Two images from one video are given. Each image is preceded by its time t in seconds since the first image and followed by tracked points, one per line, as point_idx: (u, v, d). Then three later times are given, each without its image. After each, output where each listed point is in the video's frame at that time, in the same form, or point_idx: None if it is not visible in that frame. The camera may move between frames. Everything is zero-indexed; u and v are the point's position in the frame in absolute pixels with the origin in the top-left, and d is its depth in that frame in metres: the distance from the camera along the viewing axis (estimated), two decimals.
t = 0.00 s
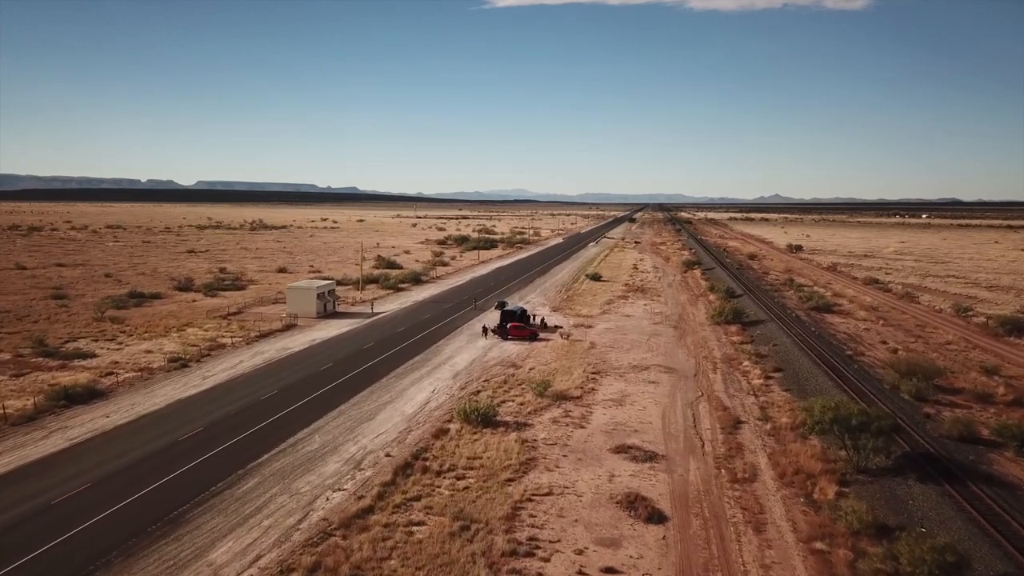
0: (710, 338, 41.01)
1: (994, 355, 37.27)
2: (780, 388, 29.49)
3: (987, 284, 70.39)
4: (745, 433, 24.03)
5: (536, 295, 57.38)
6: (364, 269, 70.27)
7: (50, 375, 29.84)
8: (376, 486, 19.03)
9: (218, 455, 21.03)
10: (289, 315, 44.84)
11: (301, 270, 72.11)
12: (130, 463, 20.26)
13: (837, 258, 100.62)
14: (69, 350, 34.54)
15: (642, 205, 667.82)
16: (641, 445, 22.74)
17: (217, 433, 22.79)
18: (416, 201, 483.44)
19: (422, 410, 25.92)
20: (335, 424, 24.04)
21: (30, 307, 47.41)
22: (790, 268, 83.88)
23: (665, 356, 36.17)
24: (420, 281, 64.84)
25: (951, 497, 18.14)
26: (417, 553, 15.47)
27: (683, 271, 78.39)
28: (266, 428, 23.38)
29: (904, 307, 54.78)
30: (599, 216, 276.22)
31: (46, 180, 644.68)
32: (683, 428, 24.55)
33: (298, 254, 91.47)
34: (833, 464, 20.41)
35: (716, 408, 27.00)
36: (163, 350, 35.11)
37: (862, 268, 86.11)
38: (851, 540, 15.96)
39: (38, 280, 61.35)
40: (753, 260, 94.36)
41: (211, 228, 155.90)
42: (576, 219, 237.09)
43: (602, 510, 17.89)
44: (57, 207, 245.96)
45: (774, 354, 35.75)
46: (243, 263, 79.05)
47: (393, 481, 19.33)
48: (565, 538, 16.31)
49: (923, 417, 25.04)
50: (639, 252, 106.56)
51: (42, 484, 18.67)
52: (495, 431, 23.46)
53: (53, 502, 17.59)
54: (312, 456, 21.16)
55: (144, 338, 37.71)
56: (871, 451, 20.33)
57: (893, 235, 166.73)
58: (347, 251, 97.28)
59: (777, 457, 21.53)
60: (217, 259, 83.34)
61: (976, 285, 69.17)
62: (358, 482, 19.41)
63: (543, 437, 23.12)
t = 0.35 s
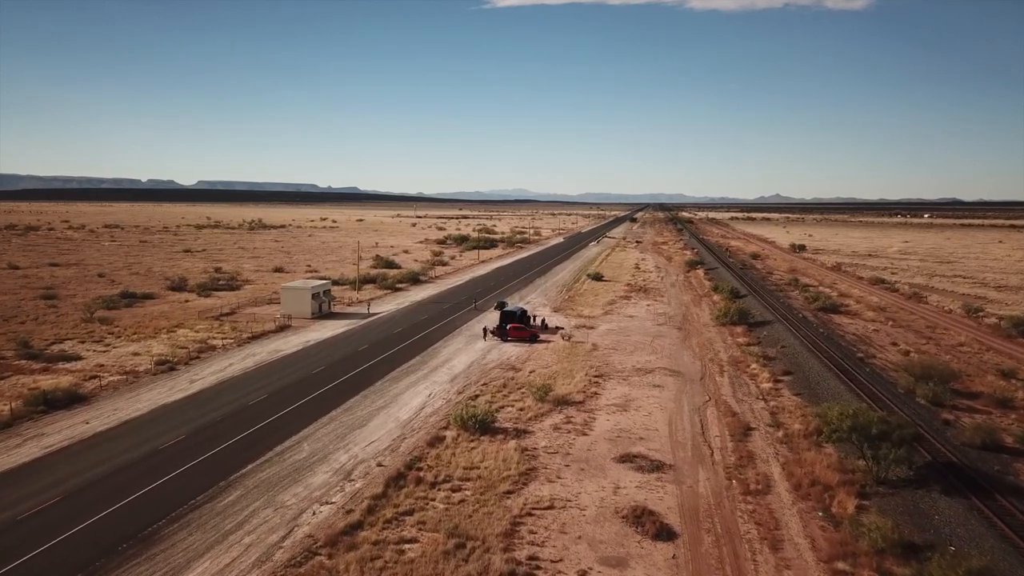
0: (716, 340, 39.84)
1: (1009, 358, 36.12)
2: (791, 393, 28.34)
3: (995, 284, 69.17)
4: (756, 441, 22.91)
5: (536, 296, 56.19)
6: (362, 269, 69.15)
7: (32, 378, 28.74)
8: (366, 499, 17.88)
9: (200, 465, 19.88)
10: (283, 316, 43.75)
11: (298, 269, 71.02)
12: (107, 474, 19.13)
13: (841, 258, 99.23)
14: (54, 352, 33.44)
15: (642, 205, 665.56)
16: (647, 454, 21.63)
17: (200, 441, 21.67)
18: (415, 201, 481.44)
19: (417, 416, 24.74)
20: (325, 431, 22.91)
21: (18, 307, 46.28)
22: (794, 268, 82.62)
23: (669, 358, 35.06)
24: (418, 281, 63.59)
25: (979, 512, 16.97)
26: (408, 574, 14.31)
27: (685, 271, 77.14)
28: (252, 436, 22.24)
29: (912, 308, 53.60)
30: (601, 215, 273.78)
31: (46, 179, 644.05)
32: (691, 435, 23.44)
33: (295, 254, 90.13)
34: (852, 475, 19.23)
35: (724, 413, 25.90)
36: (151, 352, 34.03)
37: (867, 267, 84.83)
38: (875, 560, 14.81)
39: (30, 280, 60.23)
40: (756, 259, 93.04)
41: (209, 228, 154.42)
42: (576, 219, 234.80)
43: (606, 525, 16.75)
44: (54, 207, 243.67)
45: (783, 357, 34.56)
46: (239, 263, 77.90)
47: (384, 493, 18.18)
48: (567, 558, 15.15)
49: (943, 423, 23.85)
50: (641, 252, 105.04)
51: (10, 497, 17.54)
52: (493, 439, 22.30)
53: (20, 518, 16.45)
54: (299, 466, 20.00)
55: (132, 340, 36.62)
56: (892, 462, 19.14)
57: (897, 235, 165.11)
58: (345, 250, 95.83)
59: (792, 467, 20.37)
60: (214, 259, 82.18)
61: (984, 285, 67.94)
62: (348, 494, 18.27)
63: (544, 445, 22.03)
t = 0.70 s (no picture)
0: (722, 341, 38.51)
1: None
2: (804, 398, 27.03)
3: (1005, 284, 67.72)
4: (769, 449, 21.62)
5: (537, 296, 54.81)
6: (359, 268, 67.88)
7: (9, 382, 27.48)
8: (354, 515, 16.60)
9: (177, 477, 18.61)
10: (276, 317, 42.50)
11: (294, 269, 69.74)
12: (76, 488, 17.90)
13: (847, 257, 97.66)
14: (35, 354, 32.18)
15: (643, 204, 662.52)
16: (655, 464, 20.35)
17: (180, 450, 20.45)
18: (415, 200, 478.52)
19: (411, 423, 23.45)
20: (313, 439, 21.64)
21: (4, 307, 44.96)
22: (800, 267, 81.17)
23: (675, 360, 33.79)
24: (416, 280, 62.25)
25: (1017, 530, 15.66)
26: None
27: (689, 270, 75.67)
28: (235, 445, 20.99)
29: (922, 308, 52.18)
30: (602, 215, 271.72)
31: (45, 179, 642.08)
32: (700, 443, 22.15)
33: (292, 254, 88.59)
34: (876, 488, 17.91)
35: (734, 419, 24.63)
36: (137, 354, 32.77)
37: (873, 267, 83.34)
38: None
39: (19, 279, 58.93)
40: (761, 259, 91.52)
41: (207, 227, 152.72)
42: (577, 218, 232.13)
43: (612, 544, 15.48)
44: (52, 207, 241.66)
45: (793, 360, 33.25)
46: (235, 262, 76.54)
47: (373, 508, 16.90)
48: None
49: (966, 430, 22.54)
50: (643, 252, 103.46)
51: None
52: (491, 448, 21.02)
53: None
54: (283, 478, 18.70)
55: (119, 341, 35.36)
56: (918, 475, 17.82)
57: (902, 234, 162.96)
58: (343, 250, 94.28)
59: (810, 478, 19.07)
60: (209, 258, 80.77)
61: (994, 285, 66.45)
62: (334, 509, 16.98)
63: (545, 454, 20.76)
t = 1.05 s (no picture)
0: (729, 343, 37.29)
1: None
2: (817, 402, 25.85)
3: (1015, 284, 66.30)
4: (783, 458, 20.45)
5: (537, 296, 53.56)
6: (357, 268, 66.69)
7: None
8: (340, 531, 15.43)
9: (154, 489, 17.46)
10: (270, 317, 41.35)
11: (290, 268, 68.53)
12: (44, 501, 16.75)
13: (852, 257, 96.25)
14: (17, 356, 31.01)
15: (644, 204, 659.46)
16: (663, 474, 19.17)
17: (159, 460, 19.33)
18: (415, 200, 475.36)
19: (405, 430, 22.30)
20: (301, 447, 20.49)
21: None
22: (805, 267, 79.78)
23: (680, 362, 32.61)
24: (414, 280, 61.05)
25: None
26: None
27: (691, 270, 74.42)
28: (218, 453, 19.86)
29: (932, 309, 50.88)
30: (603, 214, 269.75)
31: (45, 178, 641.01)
32: (710, 452, 20.97)
33: (289, 253, 87.32)
34: (901, 502, 16.72)
35: (744, 425, 23.46)
36: (123, 356, 31.59)
37: (879, 267, 81.92)
38: None
39: (9, 279, 57.72)
40: (764, 258, 90.13)
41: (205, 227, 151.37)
42: (578, 217, 229.05)
43: (619, 564, 14.29)
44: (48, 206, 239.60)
45: (803, 362, 32.07)
46: (231, 262, 75.34)
47: (361, 524, 15.72)
48: None
49: (991, 437, 21.34)
50: (645, 251, 102.08)
51: None
52: (489, 457, 19.85)
53: None
54: (267, 490, 17.54)
55: (105, 343, 34.19)
56: (947, 488, 16.63)
57: (907, 234, 160.99)
58: (341, 249, 92.90)
59: (828, 490, 17.89)
60: (204, 258, 79.48)
61: (1004, 285, 65.04)
62: (320, 525, 15.82)
63: (546, 463, 19.58)
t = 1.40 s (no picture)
0: (736, 344, 36.00)
1: None
2: (833, 408, 24.55)
3: None
4: (801, 469, 19.16)
5: (538, 296, 52.22)
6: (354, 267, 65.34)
7: None
8: (323, 552, 14.13)
9: (125, 505, 16.16)
10: (262, 317, 40.07)
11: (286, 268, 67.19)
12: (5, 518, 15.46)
13: (857, 256, 94.74)
14: None
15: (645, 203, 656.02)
16: (673, 487, 17.88)
17: (133, 472, 18.04)
18: (414, 199, 472.13)
19: (398, 438, 21.01)
20: (287, 457, 19.21)
21: None
22: (811, 266, 78.22)
23: (687, 365, 31.34)
24: (412, 280, 59.73)
25: None
26: None
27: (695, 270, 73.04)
28: (197, 465, 18.60)
29: (944, 309, 49.47)
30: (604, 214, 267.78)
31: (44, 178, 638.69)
32: (722, 462, 19.68)
33: (285, 252, 85.90)
34: (933, 518, 15.44)
35: (758, 432, 22.19)
36: (106, 358, 30.35)
37: (886, 266, 80.47)
38: None
39: None
40: (769, 258, 88.48)
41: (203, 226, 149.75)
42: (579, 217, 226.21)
43: None
44: (48, 207, 238.24)
45: (815, 365, 30.77)
46: (227, 261, 74.00)
47: (347, 545, 14.42)
48: None
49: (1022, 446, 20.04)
50: (648, 251, 100.51)
51: None
52: (487, 468, 18.57)
53: None
54: (247, 505, 16.24)
55: (89, 344, 32.93)
56: (983, 504, 15.34)
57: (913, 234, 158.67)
58: (339, 248, 91.48)
59: (852, 505, 16.60)
60: (200, 257, 78.09)
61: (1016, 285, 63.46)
62: (302, 545, 14.52)
63: (548, 475, 18.30)
